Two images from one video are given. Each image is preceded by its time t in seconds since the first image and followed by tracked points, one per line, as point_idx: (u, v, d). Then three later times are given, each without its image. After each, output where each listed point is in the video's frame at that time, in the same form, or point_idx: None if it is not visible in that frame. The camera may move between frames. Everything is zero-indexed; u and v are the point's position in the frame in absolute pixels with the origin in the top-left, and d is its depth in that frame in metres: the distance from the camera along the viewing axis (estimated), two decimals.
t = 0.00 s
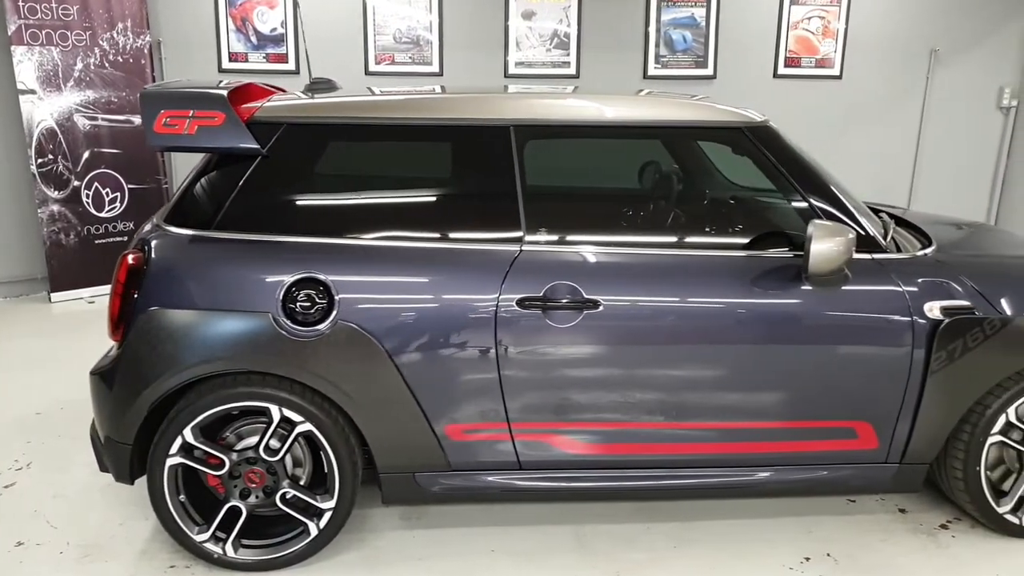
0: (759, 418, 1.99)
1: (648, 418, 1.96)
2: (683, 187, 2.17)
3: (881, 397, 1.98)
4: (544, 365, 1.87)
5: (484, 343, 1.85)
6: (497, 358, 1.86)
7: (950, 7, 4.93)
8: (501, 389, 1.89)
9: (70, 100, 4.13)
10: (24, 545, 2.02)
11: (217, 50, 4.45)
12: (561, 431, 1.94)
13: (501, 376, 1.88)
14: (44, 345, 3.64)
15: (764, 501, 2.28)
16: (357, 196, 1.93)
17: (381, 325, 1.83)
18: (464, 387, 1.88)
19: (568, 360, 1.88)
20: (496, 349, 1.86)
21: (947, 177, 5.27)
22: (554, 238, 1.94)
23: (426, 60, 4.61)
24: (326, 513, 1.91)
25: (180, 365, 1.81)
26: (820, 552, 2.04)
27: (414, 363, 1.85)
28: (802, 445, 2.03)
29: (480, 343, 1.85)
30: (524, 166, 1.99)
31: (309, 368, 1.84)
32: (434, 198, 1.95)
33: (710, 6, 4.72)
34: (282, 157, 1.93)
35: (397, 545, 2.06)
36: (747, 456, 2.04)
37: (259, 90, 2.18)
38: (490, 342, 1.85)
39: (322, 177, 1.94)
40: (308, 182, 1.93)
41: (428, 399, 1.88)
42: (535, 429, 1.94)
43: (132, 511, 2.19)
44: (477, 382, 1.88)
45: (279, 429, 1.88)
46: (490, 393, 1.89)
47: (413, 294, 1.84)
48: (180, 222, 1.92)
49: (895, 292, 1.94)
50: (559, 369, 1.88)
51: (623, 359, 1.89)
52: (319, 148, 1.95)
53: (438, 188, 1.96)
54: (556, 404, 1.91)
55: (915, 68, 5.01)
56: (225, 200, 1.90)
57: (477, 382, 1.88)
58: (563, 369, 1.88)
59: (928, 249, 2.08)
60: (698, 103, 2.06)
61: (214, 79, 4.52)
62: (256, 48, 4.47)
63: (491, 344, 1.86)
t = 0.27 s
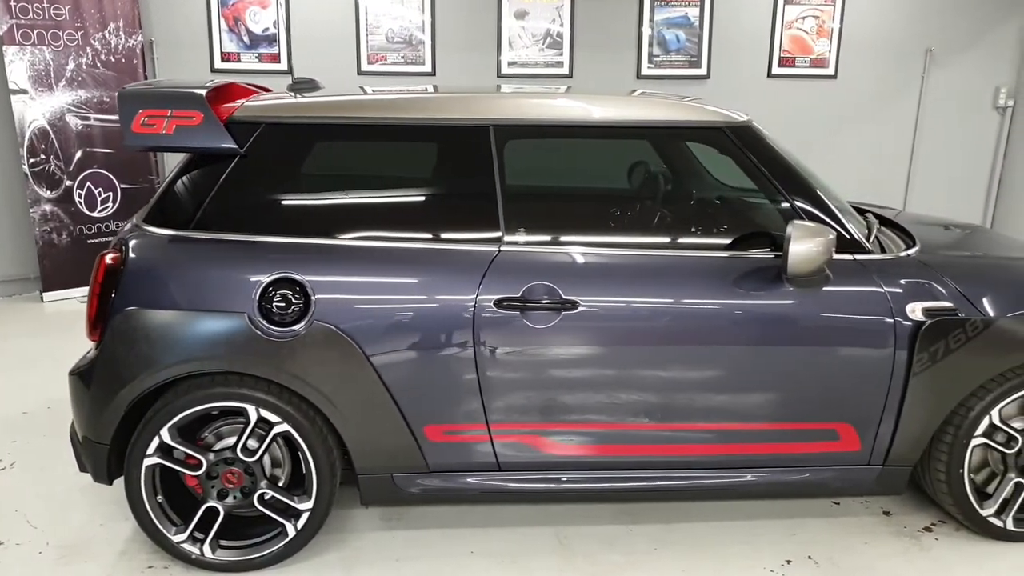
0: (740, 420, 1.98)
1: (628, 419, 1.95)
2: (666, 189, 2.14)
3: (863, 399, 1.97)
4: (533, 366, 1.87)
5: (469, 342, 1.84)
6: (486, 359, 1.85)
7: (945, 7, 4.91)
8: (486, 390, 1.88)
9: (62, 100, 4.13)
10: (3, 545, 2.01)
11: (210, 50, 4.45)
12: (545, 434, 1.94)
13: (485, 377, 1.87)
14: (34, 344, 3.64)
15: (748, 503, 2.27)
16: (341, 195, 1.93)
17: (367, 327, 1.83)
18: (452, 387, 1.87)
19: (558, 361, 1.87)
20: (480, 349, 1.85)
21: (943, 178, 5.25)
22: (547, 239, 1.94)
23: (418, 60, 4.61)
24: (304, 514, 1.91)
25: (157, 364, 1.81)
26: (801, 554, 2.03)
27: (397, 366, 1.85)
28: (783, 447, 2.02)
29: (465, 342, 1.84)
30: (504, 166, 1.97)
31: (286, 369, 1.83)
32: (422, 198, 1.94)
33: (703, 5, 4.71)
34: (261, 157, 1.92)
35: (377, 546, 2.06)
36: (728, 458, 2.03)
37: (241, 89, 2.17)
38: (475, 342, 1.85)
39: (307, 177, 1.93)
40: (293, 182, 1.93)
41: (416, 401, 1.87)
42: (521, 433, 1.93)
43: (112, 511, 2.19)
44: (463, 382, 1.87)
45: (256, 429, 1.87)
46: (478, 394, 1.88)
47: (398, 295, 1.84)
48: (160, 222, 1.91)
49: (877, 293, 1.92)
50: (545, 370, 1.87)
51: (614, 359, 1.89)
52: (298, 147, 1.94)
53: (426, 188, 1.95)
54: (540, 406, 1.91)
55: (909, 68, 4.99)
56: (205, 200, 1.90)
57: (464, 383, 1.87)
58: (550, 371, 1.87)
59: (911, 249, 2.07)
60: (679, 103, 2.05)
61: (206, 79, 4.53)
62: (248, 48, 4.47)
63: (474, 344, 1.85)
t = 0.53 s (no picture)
0: (724, 422, 1.97)
1: (611, 421, 1.94)
2: (656, 191, 2.13)
3: (848, 401, 1.95)
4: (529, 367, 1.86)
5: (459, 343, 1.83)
6: (484, 362, 1.85)
7: (943, 6, 4.88)
8: (478, 392, 1.87)
9: (57, 100, 4.14)
10: None
11: (205, 50, 4.45)
12: (536, 438, 1.94)
13: (476, 379, 1.86)
14: (27, 344, 3.64)
15: (735, 505, 2.26)
16: (332, 195, 1.93)
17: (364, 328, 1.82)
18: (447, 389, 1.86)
19: (552, 362, 1.86)
20: (474, 351, 1.84)
21: (941, 178, 5.22)
22: (544, 241, 1.94)
23: (413, 60, 4.61)
24: (285, 515, 1.90)
25: (138, 365, 1.81)
26: (787, 558, 2.02)
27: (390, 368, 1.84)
28: (769, 449, 2.01)
29: (458, 343, 1.83)
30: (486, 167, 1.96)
31: (270, 371, 1.83)
32: (413, 198, 1.94)
33: (700, 5, 4.69)
34: (243, 158, 1.92)
35: (361, 548, 2.05)
36: (712, 460, 2.02)
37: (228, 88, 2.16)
38: (468, 344, 1.84)
39: (298, 177, 1.93)
40: (284, 183, 1.93)
41: (413, 404, 1.87)
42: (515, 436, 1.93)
43: (97, 512, 2.18)
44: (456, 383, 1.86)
45: (237, 431, 1.87)
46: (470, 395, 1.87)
47: (393, 295, 1.83)
48: (143, 222, 1.92)
49: (863, 295, 1.91)
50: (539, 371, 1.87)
51: (611, 360, 1.88)
52: (280, 147, 1.93)
53: (417, 188, 1.95)
54: (530, 408, 1.90)
55: (907, 68, 4.97)
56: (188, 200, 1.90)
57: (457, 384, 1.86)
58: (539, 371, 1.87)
59: (897, 250, 2.06)
60: (663, 104, 2.04)
61: (201, 79, 4.53)
62: (243, 48, 4.47)
63: (466, 346, 1.84)
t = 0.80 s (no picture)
0: (711, 423, 1.96)
1: (597, 422, 1.93)
2: (651, 189, 2.16)
3: (836, 403, 1.94)
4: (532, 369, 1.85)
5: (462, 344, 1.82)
6: (490, 364, 1.84)
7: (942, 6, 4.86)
8: (477, 393, 1.86)
9: (52, 100, 4.14)
10: None
11: (201, 50, 4.45)
12: (533, 442, 1.94)
13: (476, 380, 1.85)
14: (22, 344, 3.65)
15: (724, 507, 2.25)
16: (327, 195, 1.92)
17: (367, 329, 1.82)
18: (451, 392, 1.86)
19: (552, 364, 1.86)
20: (478, 352, 1.83)
21: (939, 178, 5.20)
22: (539, 242, 1.93)
23: (409, 61, 4.60)
24: (270, 517, 1.90)
25: (123, 366, 1.80)
26: (775, 559, 2.01)
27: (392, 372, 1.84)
28: (757, 451, 2.00)
29: (463, 343, 1.83)
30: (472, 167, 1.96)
31: (257, 372, 1.82)
32: (407, 198, 1.93)
33: (696, 5, 4.68)
34: (228, 158, 1.91)
35: (347, 549, 2.05)
36: (700, 462, 2.01)
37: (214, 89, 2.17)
38: (472, 345, 1.83)
39: (292, 177, 1.93)
40: (277, 184, 1.92)
41: (419, 405, 1.87)
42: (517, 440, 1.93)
43: (85, 513, 2.18)
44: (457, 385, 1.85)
45: (222, 431, 1.86)
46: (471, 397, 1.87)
47: (388, 296, 1.82)
48: (129, 222, 1.91)
49: (852, 296, 1.89)
50: (540, 372, 1.86)
51: (615, 362, 1.87)
52: (266, 148, 1.93)
53: (411, 188, 1.94)
54: (522, 409, 1.89)
55: (906, 67, 4.95)
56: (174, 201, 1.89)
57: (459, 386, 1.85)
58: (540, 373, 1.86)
59: (886, 251, 2.05)
60: (650, 103, 2.04)
61: (198, 79, 4.52)
62: (239, 48, 4.46)
63: (471, 346, 1.83)
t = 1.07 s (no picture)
0: (693, 424, 1.95)
1: (578, 424, 1.92)
2: (638, 189, 2.13)
3: (819, 404, 1.93)
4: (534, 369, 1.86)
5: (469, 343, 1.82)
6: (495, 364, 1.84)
7: (938, 5, 4.84)
8: (480, 392, 1.86)
9: (44, 100, 4.14)
10: None
11: (194, 50, 4.44)
12: (522, 444, 1.93)
13: (479, 381, 1.85)
14: (13, 344, 3.65)
15: (709, 508, 2.24)
16: (314, 195, 1.92)
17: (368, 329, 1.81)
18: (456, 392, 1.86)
19: (551, 364, 1.85)
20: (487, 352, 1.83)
21: (935, 178, 5.19)
22: (533, 243, 1.92)
23: (403, 60, 4.59)
24: (250, 518, 1.89)
25: (102, 367, 1.80)
26: (758, 561, 2.00)
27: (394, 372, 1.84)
28: (740, 452, 1.99)
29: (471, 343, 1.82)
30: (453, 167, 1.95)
31: (237, 374, 1.82)
32: (396, 198, 1.93)
33: (691, 5, 4.66)
34: (208, 158, 1.91)
35: (329, 550, 2.04)
36: (682, 463, 2.00)
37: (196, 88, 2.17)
38: (482, 345, 1.83)
39: (279, 177, 1.92)
40: (263, 184, 1.92)
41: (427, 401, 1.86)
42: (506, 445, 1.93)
43: (68, 514, 2.18)
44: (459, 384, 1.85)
45: (202, 433, 1.86)
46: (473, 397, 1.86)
47: (378, 296, 1.82)
48: (110, 224, 1.90)
49: (834, 297, 1.88)
50: (537, 372, 1.86)
51: (616, 362, 1.87)
52: (248, 148, 1.92)
53: (400, 188, 1.93)
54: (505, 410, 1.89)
55: (901, 67, 4.93)
56: (154, 201, 1.89)
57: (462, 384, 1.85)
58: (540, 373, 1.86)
59: (871, 252, 2.03)
60: (633, 103, 2.03)
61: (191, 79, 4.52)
62: (233, 48, 4.45)
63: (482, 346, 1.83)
